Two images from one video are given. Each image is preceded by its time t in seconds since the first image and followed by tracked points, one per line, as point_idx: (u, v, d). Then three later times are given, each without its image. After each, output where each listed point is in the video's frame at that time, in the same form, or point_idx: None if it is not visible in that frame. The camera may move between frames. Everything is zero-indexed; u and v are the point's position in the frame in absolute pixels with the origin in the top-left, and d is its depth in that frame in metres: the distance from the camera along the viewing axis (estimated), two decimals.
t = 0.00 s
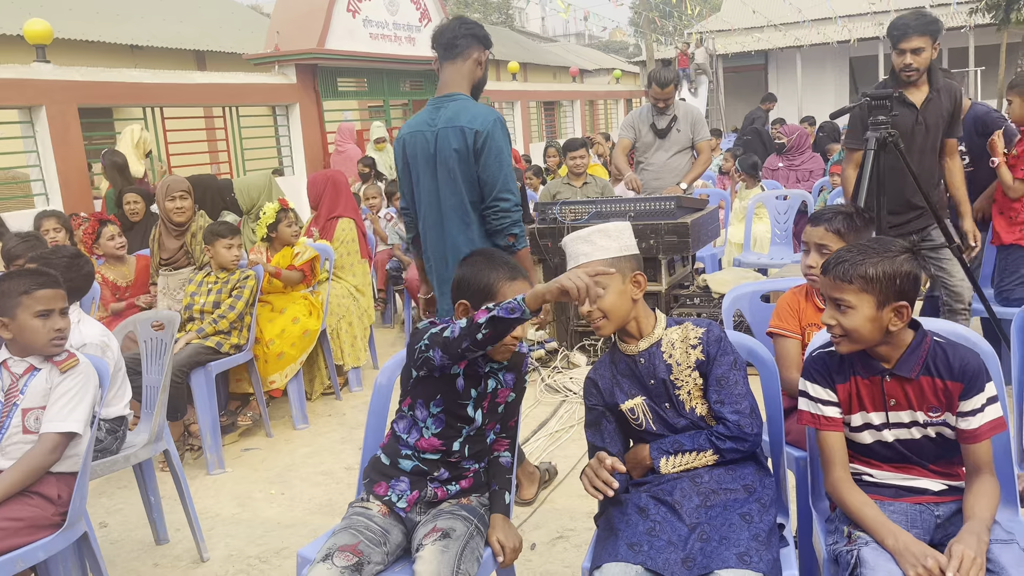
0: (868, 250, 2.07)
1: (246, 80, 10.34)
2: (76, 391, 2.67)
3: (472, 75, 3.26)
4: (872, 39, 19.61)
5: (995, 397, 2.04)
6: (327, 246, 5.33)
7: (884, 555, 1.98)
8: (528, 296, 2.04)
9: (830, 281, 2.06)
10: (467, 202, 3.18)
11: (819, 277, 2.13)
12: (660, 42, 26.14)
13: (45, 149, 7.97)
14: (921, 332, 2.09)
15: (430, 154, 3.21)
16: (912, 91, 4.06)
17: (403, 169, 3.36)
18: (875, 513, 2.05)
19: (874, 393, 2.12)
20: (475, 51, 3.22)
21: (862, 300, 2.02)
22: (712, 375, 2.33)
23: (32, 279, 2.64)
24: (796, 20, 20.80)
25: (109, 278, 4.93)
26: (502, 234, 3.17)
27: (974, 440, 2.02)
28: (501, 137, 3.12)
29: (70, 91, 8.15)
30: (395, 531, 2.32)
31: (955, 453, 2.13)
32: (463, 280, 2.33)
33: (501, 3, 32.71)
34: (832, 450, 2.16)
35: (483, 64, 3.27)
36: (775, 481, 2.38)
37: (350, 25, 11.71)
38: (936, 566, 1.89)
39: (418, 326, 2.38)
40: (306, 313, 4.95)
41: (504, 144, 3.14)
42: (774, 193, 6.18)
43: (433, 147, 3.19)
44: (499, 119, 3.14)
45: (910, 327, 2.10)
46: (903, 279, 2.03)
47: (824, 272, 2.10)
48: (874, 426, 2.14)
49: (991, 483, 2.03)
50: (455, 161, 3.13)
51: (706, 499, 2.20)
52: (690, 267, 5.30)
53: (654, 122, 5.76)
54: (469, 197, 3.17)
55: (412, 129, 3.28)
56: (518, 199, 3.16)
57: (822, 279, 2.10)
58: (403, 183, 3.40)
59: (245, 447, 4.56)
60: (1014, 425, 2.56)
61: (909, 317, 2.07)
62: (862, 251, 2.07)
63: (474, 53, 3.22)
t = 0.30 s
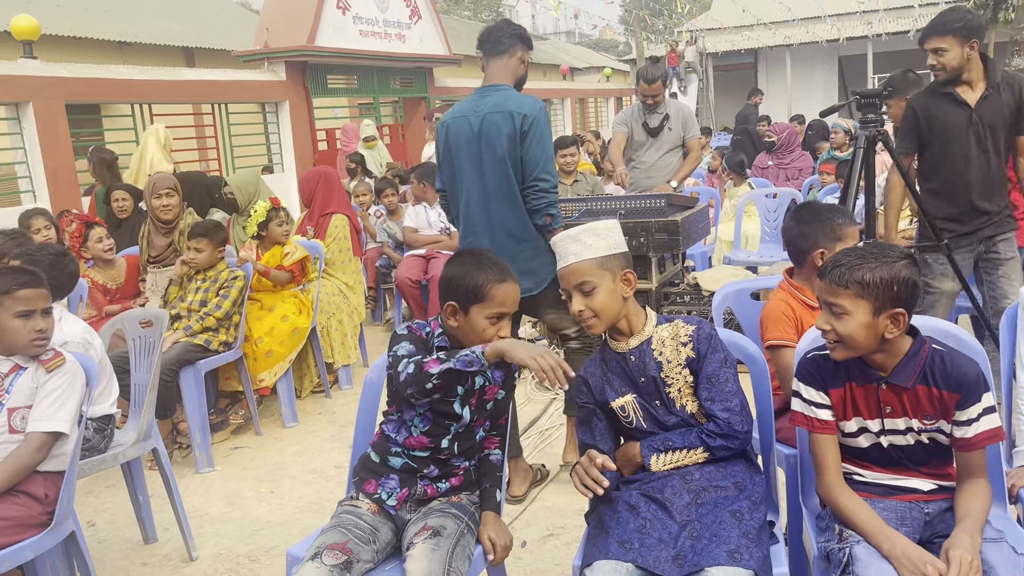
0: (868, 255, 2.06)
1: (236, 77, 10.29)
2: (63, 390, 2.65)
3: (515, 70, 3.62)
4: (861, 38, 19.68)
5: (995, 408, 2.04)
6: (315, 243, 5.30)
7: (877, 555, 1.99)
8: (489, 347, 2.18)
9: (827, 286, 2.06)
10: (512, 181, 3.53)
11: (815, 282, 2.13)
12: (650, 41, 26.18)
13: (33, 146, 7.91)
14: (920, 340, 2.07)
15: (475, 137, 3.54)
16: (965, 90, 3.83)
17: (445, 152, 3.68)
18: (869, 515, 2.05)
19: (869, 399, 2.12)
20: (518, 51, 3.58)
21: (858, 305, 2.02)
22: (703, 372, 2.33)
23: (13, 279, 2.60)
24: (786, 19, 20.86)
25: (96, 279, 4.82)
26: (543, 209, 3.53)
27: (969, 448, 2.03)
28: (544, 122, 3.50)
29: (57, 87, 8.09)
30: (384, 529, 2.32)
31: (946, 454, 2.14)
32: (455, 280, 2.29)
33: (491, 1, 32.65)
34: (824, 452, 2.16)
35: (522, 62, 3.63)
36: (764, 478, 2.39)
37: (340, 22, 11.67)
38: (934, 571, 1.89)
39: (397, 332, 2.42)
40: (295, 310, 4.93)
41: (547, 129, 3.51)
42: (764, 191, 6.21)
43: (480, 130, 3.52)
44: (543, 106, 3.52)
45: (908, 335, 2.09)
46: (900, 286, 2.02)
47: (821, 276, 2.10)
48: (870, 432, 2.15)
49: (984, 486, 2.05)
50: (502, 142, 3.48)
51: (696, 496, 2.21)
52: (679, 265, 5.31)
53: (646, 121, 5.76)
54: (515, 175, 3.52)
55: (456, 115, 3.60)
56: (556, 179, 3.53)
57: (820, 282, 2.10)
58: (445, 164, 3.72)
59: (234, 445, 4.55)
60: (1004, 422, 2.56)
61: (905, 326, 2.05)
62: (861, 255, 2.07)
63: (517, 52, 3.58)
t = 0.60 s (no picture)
0: (862, 258, 2.06)
1: (227, 74, 10.25)
2: (55, 389, 2.64)
3: (558, 79, 3.92)
4: (853, 38, 19.74)
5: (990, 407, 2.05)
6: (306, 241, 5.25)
7: (870, 555, 2.00)
8: (416, 349, 2.21)
9: (824, 289, 2.07)
10: (572, 176, 3.81)
11: (811, 284, 2.14)
12: (642, 40, 26.21)
13: (23, 144, 7.86)
14: (917, 341, 2.08)
15: (534, 135, 3.78)
16: None
17: (498, 151, 3.88)
18: (863, 514, 2.05)
19: (865, 400, 2.13)
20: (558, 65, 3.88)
21: (855, 309, 2.02)
22: (696, 372, 2.34)
23: (3, 278, 2.58)
24: (778, 18, 20.91)
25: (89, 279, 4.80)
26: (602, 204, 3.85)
27: (962, 448, 2.04)
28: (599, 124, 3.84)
29: (48, 84, 8.04)
30: (376, 528, 2.31)
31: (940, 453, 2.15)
32: (442, 291, 2.29)
33: None
34: (819, 452, 2.17)
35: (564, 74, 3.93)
36: (757, 477, 2.40)
37: (332, 20, 11.63)
38: (927, 569, 1.90)
39: (371, 339, 2.37)
40: (288, 310, 4.92)
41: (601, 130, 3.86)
42: (756, 190, 6.23)
43: (540, 129, 3.77)
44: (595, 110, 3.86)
45: (904, 336, 2.09)
46: (897, 288, 2.04)
47: (818, 280, 2.10)
48: (867, 432, 2.16)
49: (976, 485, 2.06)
50: (564, 139, 3.76)
51: (690, 495, 2.21)
52: (672, 264, 5.33)
53: (638, 121, 5.76)
54: (574, 172, 3.81)
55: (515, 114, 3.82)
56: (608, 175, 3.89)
57: (816, 285, 2.10)
58: (498, 160, 3.91)
59: (226, 444, 4.53)
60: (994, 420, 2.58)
61: (903, 327, 2.06)
62: (855, 259, 2.07)
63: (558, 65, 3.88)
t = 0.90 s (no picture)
0: (853, 255, 2.07)
1: (221, 71, 10.21)
2: (47, 386, 2.63)
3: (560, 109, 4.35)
4: (846, 37, 19.77)
5: (981, 403, 2.06)
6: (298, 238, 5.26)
7: (863, 552, 2.00)
8: (442, 430, 2.21)
9: (816, 287, 2.07)
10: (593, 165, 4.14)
11: (803, 281, 2.14)
12: (636, 39, 26.25)
13: (15, 141, 7.82)
14: (908, 338, 2.09)
15: (561, 126, 4.10)
16: None
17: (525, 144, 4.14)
18: (856, 511, 2.06)
19: (858, 397, 2.14)
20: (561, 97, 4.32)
21: (848, 304, 2.03)
22: (689, 369, 2.34)
23: None
24: (771, 17, 20.96)
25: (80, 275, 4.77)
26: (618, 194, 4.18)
27: (954, 444, 2.05)
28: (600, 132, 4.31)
29: (39, 81, 8.00)
30: (371, 526, 2.31)
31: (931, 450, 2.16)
32: (429, 279, 2.27)
33: None
34: (812, 449, 2.18)
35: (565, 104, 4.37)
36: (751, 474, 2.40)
37: (326, 17, 11.60)
38: (920, 566, 1.90)
39: (367, 349, 2.35)
40: (280, 309, 4.92)
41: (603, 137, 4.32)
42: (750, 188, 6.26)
43: (564, 122, 4.10)
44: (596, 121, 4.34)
45: (895, 332, 2.10)
46: (889, 283, 2.05)
47: (810, 277, 2.11)
48: (859, 429, 2.17)
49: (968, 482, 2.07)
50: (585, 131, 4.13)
51: (683, 492, 2.22)
52: (666, 262, 5.34)
53: (630, 119, 5.74)
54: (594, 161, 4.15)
55: (534, 113, 4.14)
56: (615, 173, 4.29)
57: (808, 283, 2.11)
58: (521, 155, 4.17)
59: (219, 442, 4.52)
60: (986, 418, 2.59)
61: (896, 322, 2.07)
62: (847, 256, 2.07)
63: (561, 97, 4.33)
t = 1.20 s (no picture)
0: (844, 251, 2.08)
1: (213, 69, 10.17)
2: (38, 386, 2.62)
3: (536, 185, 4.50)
4: (838, 36, 19.84)
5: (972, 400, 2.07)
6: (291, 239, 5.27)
7: (855, 550, 2.01)
8: (411, 482, 2.24)
9: (810, 283, 2.08)
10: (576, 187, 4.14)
11: (796, 278, 2.15)
12: (629, 37, 26.26)
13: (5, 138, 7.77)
14: (899, 335, 2.10)
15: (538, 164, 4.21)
16: None
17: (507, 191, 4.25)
18: (848, 510, 2.07)
19: (851, 395, 2.15)
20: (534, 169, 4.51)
21: (843, 300, 2.04)
22: (682, 368, 2.34)
23: None
24: (764, 16, 21.01)
25: (71, 275, 4.76)
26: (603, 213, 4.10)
27: (945, 441, 2.06)
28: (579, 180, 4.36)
29: (30, 78, 7.95)
30: (362, 525, 2.31)
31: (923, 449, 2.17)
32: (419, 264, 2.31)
33: None
34: (804, 447, 2.18)
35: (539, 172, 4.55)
36: (744, 473, 2.41)
37: (319, 15, 11.58)
38: (912, 565, 1.91)
39: (361, 347, 2.34)
40: (273, 307, 4.89)
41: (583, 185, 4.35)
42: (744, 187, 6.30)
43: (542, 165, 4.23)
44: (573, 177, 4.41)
45: (887, 329, 2.12)
46: (881, 278, 2.06)
47: (803, 274, 2.11)
48: (851, 426, 2.17)
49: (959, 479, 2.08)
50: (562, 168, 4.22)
51: (676, 491, 2.22)
52: (659, 261, 5.34)
53: (623, 118, 5.75)
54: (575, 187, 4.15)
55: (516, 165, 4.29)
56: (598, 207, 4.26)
57: (800, 280, 2.12)
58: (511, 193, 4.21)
59: (212, 441, 4.51)
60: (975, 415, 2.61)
61: (889, 318, 2.09)
62: (839, 251, 2.08)
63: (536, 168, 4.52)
